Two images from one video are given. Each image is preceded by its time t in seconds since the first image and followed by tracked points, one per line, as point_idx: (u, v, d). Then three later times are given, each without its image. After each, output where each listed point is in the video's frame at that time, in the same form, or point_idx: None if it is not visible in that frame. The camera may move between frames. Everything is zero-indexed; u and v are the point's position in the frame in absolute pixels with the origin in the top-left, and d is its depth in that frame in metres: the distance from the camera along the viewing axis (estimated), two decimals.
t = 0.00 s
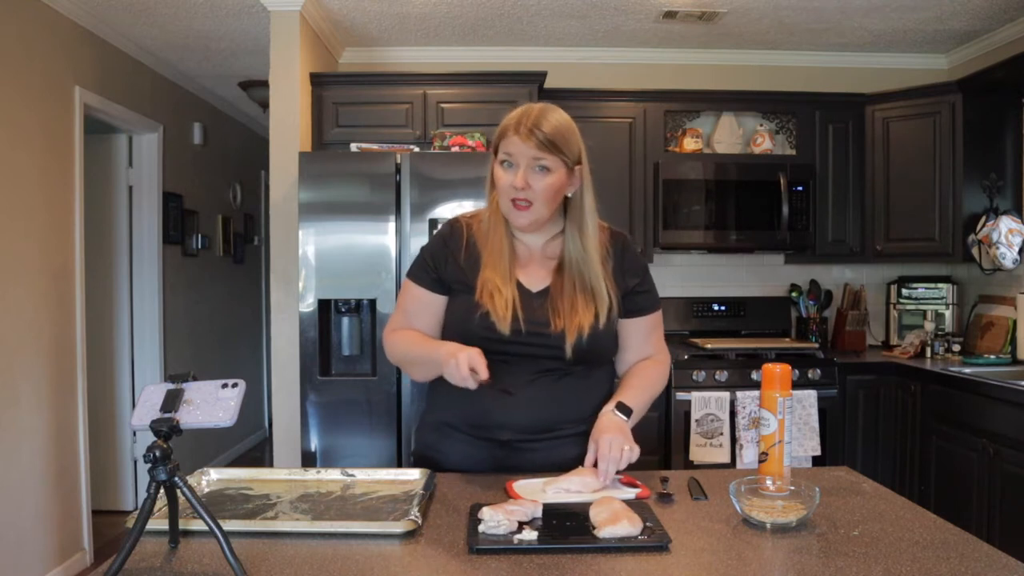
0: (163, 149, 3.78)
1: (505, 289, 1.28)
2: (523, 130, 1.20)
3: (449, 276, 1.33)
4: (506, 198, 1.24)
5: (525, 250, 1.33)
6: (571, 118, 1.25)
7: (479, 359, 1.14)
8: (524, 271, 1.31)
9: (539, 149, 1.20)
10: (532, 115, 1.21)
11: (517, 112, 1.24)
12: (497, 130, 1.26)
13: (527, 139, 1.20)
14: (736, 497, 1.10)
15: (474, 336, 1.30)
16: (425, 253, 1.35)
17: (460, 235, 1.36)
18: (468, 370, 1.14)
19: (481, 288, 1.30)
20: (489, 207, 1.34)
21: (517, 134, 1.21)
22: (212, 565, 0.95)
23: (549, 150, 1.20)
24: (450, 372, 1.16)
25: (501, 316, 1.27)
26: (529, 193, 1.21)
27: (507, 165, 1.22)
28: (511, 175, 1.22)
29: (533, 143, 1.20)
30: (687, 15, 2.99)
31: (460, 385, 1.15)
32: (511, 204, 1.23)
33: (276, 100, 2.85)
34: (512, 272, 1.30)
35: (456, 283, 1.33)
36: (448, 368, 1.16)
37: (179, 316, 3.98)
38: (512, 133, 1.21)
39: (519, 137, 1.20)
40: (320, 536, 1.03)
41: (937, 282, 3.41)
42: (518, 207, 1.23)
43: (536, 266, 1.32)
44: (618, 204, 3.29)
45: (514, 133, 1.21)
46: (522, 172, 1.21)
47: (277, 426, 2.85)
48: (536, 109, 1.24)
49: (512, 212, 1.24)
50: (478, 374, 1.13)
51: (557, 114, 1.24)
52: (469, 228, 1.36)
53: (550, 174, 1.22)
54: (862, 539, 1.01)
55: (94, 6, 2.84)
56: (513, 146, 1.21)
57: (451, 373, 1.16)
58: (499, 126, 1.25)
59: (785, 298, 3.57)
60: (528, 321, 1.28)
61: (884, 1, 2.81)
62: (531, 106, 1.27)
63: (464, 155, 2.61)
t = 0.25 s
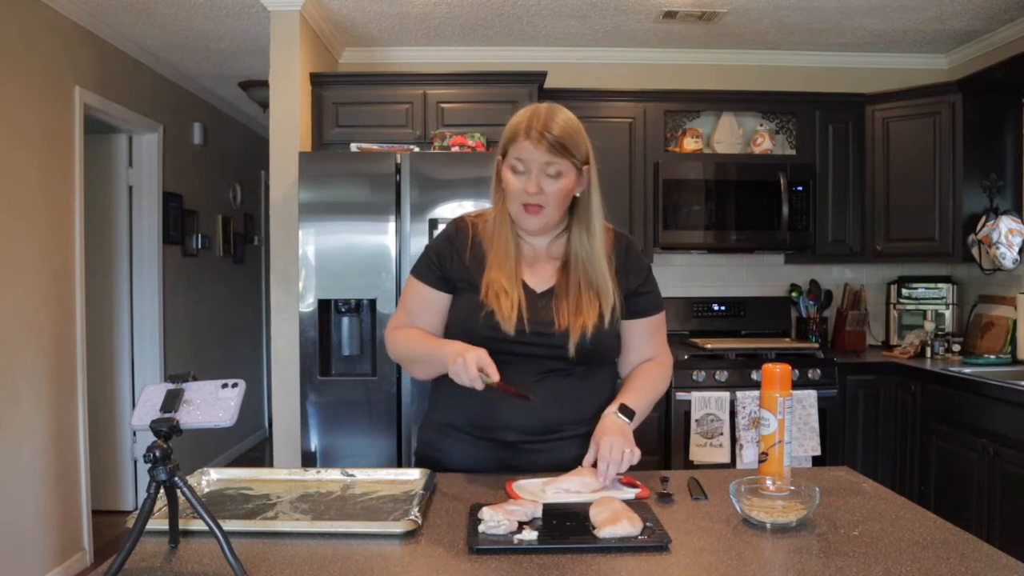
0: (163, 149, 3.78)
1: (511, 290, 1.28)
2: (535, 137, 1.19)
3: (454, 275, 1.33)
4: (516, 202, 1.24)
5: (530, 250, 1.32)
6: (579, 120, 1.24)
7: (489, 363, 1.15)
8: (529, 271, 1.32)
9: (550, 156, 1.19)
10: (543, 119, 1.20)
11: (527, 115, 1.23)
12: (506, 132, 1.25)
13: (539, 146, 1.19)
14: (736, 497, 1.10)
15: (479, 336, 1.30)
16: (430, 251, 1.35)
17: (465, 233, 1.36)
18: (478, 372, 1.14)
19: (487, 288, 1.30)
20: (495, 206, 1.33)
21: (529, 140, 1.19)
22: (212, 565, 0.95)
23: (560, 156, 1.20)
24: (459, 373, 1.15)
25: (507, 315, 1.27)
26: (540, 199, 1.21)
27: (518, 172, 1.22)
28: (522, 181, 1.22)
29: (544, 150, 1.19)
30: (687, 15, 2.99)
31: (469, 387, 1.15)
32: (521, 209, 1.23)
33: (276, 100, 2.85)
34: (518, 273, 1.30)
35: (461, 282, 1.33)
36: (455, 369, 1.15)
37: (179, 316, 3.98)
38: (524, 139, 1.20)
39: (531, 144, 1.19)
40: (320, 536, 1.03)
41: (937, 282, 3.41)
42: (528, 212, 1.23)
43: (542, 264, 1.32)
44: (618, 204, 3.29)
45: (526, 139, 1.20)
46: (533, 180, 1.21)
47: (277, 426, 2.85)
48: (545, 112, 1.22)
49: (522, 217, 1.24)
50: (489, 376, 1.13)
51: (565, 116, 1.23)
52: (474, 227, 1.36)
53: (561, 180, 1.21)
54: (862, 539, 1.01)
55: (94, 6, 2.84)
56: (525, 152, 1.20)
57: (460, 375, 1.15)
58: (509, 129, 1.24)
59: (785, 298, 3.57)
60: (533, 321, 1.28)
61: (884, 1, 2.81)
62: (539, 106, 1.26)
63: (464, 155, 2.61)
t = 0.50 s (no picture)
0: (163, 149, 3.78)
1: (518, 293, 1.28)
2: (551, 154, 1.17)
3: (458, 276, 1.33)
4: (529, 216, 1.23)
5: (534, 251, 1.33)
6: (584, 125, 1.23)
7: (498, 375, 1.14)
8: (534, 272, 1.32)
9: (566, 172, 1.18)
10: (554, 132, 1.18)
11: (535, 127, 1.20)
12: (513, 144, 1.22)
13: (556, 164, 1.18)
14: (736, 497, 1.10)
15: (484, 336, 1.30)
16: (432, 252, 1.34)
17: (468, 236, 1.35)
18: (485, 384, 1.13)
19: (491, 291, 1.29)
20: (499, 211, 1.31)
21: (545, 157, 1.18)
22: (212, 565, 0.95)
23: (575, 170, 1.19)
24: (466, 381, 1.14)
25: (515, 319, 1.27)
26: (556, 215, 1.21)
27: (532, 187, 1.20)
28: (537, 197, 1.21)
29: (560, 167, 1.18)
30: (687, 15, 2.99)
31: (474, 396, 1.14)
32: (535, 223, 1.23)
33: (276, 100, 2.85)
34: (524, 276, 1.29)
35: (464, 282, 1.33)
36: (463, 375, 1.15)
37: (179, 316, 3.98)
38: (538, 156, 1.18)
39: (547, 161, 1.17)
40: (320, 536, 1.03)
41: (937, 282, 3.41)
42: (542, 226, 1.23)
43: (547, 266, 1.32)
44: (618, 204, 3.29)
45: (541, 157, 1.18)
46: (549, 196, 1.20)
47: (277, 426, 2.85)
48: (553, 121, 1.20)
49: (533, 229, 1.24)
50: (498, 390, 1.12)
51: (571, 123, 1.22)
52: (477, 230, 1.36)
53: (574, 192, 1.22)
54: (862, 539, 1.01)
55: (94, 6, 2.84)
56: (540, 169, 1.18)
57: (467, 382, 1.15)
58: (516, 142, 1.20)
59: (785, 298, 3.57)
60: (539, 322, 1.28)
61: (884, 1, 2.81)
62: (543, 112, 1.23)
63: (464, 155, 2.61)
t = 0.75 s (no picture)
0: (163, 149, 3.78)
1: (519, 295, 1.28)
2: (559, 157, 1.17)
3: (458, 278, 1.32)
4: (534, 219, 1.23)
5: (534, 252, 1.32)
6: (588, 127, 1.23)
7: (504, 393, 1.15)
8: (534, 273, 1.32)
9: (573, 175, 1.18)
10: (561, 135, 1.18)
11: (541, 130, 1.19)
12: (518, 146, 1.21)
13: (564, 167, 1.18)
14: (736, 497, 1.10)
15: (485, 337, 1.30)
16: (432, 254, 1.34)
17: (467, 237, 1.35)
18: (490, 398, 1.15)
19: (491, 293, 1.29)
20: (499, 212, 1.31)
21: (553, 161, 1.17)
22: (212, 565, 0.95)
23: (582, 174, 1.19)
24: (471, 392, 1.15)
25: (516, 322, 1.27)
26: (563, 217, 1.21)
27: (538, 191, 1.20)
28: (543, 200, 1.20)
29: (568, 170, 1.18)
30: (687, 15, 2.99)
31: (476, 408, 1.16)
32: (541, 226, 1.23)
33: (276, 100, 2.85)
34: (524, 277, 1.29)
35: (464, 284, 1.33)
36: (468, 386, 1.15)
37: (179, 316, 3.98)
38: (546, 159, 1.17)
39: (555, 165, 1.17)
40: (320, 536, 1.03)
41: (937, 282, 3.41)
42: (548, 228, 1.23)
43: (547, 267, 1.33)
44: (618, 204, 3.29)
45: (549, 160, 1.17)
46: (555, 200, 1.20)
47: (277, 426, 2.85)
48: (559, 124, 1.20)
49: (538, 231, 1.24)
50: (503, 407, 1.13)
51: (576, 125, 1.22)
52: (476, 231, 1.35)
53: (580, 195, 1.22)
54: (862, 539, 1.01)
55: (94, 6, 2.84)
56: (548, 173, 1.18)
57: (471, 394, 1.15)
58: (523, 145, 1.20)
59: (785, 298, 3.57)
60: (540, 324, 1.28)
61: (884, 1, 2.80)
62: (546, 113, 1.23)
63: (464, 155, 2.61)
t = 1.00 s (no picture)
0: (163, 149, 3.78)
1: (516, 292, 1.28)
2: (562, 150, 1.19)
3: (453, 282, 1.32)
4: (535, 212, 1.23)
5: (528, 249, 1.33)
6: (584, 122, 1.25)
7: (491, 385, 1.15)
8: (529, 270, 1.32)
9: (575, 167, 1.20)
10: (562, 129, 1.19)
11: (542, 124, 1.20)
12: (519, 141, 1.21)
13: (567, 160, 1.19)
14: (736, 497, 1.10)
15: (485, 338, 1.30)
16: (426, 261, 1.34)
17: (459, 241, 1.35)
18: (477, 392, 1.14)
19: (488, 292, 1.29)
20: (495, 211, 1.31)
21: (556, 153, 1.18)
22: (212, 565, 0.95)
23: (583, 166, 1.21)
24: (457, 387, 1.15)
25: (514, 319, 1.27)
26: (565, 210, 1.22)
27: (540, 184, 1.20)
28: (545, 193, 1.21)
29: (570, 162, 1.19)
30: (687, 15, 2.99)
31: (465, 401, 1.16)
32: (542, 219, 1.23)
33: (276, 100, 2.85)
34: (520, 274, 1.30)
35: (460, 287, 1.32)
36: (455, 381, 1.15)
37: (179, 316, 3.98)
38: (550, 152, 1.18)
39: (559, 158, 1.19)
40: (320, 536, 1.03)
41: (937, 282, 3.41)
42: (549, 221, 1.23)
43: (541, 263, 1.33)
44: (618, 204, 3.29)
45: (551, 153, 1.19)
46: (558, 192, 1.20)
47: (277, 426, 2.85)
48: (559, 119, 1.21)
49: (539, 225, 1.24)
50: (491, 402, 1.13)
51: (573, 121, 1.23)
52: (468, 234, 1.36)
53: (580, 188, 1.23)
54: (862, 539, 1.01)
55: (94, 6, 2.84)
56: (551, 165, 1.19)
57: (459, 388, 1.15)
58: (524, 139, 1.20)
59: (786, 298, 3.57)
60: (539, 319, 1.28)
61: (884, 1, 2.81)
62: (543, 109, 1.24)
63: (464, 155, 2.61)
